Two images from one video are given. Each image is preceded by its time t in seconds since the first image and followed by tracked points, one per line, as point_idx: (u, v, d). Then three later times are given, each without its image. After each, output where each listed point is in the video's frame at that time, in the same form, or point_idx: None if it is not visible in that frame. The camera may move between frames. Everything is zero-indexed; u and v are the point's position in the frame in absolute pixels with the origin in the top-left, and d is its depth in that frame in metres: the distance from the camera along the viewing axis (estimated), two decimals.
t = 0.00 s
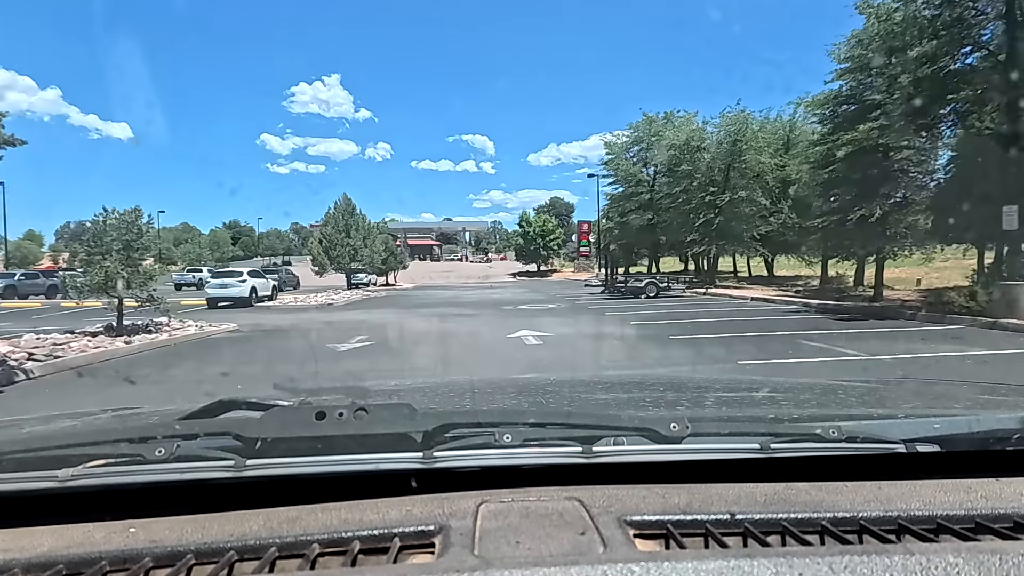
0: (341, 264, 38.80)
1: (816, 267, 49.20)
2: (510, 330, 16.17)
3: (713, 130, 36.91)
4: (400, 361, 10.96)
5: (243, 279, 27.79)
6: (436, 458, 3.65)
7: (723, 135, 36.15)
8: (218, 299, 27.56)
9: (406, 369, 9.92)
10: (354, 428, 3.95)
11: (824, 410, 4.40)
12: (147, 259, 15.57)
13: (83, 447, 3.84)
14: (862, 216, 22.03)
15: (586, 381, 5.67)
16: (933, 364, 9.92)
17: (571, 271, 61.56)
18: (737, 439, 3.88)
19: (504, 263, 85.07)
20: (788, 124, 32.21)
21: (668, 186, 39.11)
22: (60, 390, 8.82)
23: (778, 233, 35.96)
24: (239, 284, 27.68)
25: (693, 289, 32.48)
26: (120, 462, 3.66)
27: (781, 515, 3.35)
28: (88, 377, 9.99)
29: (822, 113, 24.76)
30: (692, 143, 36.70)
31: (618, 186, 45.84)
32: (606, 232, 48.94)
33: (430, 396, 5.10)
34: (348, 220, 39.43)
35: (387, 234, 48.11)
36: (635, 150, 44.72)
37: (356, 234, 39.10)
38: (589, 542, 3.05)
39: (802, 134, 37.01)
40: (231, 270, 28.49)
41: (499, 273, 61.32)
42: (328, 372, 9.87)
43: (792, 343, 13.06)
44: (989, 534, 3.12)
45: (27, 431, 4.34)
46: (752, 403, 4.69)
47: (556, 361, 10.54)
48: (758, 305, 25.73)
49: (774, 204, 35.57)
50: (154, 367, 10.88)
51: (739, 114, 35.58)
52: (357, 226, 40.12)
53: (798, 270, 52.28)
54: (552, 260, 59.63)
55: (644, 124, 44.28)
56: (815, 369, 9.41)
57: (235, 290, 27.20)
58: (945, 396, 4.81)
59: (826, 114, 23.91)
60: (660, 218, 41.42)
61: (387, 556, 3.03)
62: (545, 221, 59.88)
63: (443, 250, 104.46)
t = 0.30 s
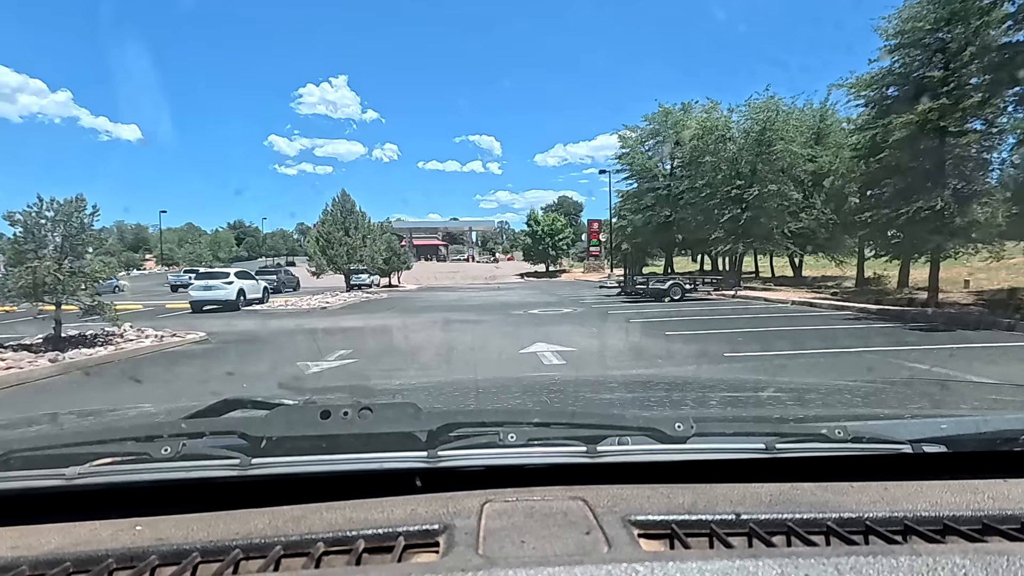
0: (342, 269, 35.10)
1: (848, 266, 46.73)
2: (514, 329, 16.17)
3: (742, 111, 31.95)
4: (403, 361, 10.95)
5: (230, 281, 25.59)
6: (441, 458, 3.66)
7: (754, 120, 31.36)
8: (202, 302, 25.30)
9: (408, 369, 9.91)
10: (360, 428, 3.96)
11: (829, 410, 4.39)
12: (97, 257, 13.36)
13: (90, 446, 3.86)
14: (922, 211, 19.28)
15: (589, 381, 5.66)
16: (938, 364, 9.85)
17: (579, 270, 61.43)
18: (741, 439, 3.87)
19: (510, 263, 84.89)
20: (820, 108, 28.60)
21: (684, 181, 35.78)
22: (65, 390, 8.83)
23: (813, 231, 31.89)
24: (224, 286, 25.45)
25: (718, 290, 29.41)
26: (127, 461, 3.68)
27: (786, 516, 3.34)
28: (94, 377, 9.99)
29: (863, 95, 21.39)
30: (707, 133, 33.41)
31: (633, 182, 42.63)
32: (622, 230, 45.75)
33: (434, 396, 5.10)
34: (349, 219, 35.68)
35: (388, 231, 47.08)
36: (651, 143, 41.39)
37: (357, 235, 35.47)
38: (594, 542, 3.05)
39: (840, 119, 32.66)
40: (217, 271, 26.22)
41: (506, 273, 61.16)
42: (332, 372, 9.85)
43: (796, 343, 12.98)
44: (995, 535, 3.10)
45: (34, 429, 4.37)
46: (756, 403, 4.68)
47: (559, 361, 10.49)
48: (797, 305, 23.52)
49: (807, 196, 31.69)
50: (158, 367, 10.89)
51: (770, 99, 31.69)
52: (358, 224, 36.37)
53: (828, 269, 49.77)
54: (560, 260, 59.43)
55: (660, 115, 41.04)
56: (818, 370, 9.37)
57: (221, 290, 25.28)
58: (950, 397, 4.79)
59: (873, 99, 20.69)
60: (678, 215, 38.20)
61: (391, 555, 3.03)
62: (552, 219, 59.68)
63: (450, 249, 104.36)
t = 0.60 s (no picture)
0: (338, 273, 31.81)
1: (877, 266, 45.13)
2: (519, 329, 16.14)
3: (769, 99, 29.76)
4: (407, 360, 10.94)
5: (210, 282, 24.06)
6: (445, 457, 3.66)
7: (782, 107, 29.04)
8: (180, 305, 23.72)
9: (413, 369, 9.90)
10: (363, 427, 3.96)
11: (836, 409, 4.38)
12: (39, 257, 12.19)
13: (95, 444, 3.88)
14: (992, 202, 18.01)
15: (594, 381, 5.64)
16: (943, 364, 9.80)
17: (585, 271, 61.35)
18: (746, 439, 3.87)
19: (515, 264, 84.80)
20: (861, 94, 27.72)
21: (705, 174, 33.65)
22: (70, 389, 8.85)
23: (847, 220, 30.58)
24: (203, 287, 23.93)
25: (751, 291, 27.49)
26: (131, 459, 3.70)
27: (791, 516, 3.33)
28: (99, 376, 10.00)
29: (917, 72, 20.32)
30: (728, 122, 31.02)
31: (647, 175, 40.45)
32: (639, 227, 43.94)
33: (439, 395, 5.10)
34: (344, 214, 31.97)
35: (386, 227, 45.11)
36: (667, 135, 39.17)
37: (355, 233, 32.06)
38: (597, 541, 3.05)
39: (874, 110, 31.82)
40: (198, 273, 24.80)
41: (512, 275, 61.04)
42: (337, 371, 9.85)
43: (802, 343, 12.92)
44: (1002, 536, 3.09)
45: (38, 428, 4.39)
46: (762, 402, 4.67)
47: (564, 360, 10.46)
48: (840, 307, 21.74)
49: (844, 190, 30.66)
50: (164, 366, 10.91)
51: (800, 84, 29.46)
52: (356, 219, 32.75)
53: (856, 270, 48.12)
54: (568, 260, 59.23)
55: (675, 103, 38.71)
56: (824, 370, 9.31)
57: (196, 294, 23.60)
58: (957, 396, 4.76)
59: (928, 77, 19.88)
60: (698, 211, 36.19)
61: (395, 554, 3.03)
62: (560, 218, 59.44)
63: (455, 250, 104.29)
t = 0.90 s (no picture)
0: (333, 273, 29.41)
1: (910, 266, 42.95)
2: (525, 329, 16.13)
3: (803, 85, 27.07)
4: (409, 360, 10.92)
5: (190, 284, 21.13)
6: (448, 457, 3.66)
7: (815, 92, 26.43)
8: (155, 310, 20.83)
9: (417, 369, 9.84)
10: (367, 427, 3.97)
11: (839, 409, 4.37)
12: None
13: (99, 444, 3.90)
14: None
15: (598, 381, 5.62)
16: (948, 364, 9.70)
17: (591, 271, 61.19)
18: (749, 439, 3.86)
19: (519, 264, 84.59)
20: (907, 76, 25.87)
21: (727, 169, 31.00)
22: (74, 390, 8.86)
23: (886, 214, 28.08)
24: (180, 290, 20.93)
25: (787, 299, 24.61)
26: (136, 459, 3.71)
27: (794, 515, 3.33)
28: (103, 377, 10.00)
29: (982, 44, 18.38)
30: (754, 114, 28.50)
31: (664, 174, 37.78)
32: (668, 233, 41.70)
33: (442, 395, 5.11)
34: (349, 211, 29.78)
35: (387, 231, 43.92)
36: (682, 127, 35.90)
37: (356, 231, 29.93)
38: (601, 541, 3.05)
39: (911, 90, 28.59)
40: (173, 273, 21.60)
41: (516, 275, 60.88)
42: (340, 372, 9.81)
43: (806, 343, 12.81)
44: (1006, 536, 3.08)
45: (43, 429, 4.40)
46: (766, 402, 4.66)
47: (569, 360, 10.41)
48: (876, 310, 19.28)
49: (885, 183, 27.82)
50: (168, 366, 10.92)
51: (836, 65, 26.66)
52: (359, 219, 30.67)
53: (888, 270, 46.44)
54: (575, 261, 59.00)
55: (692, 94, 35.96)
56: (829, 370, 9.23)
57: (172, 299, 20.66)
58: (962, 396, 4.73)
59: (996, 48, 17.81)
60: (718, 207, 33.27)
61: (398, 553, 3.04)
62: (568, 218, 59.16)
63: (460, 250, 104.11)
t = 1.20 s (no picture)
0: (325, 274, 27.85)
1: (936, 263, 41.83)
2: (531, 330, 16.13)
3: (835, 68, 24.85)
4: (414, 362, 10.91)
5: (159, 287, 20.61)
6: (452, 459, 3.67)
7: (853, 74, 23.71)
8: (121, 315, 20.17)
9: (422, 371, 9.82)
10: (371, 428, 3.98)
11: (844, 412, 4.36)
12: None
13: (104, 445, 3.91)
14: None
15: (602, 383, 5.61)
16: (953, 367, 9.65)
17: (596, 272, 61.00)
18: (753, 441, 3.86)
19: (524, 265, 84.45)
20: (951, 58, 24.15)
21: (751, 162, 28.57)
22: (79, 390, 8.88)
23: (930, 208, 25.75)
24: (146, 294, 20.32)
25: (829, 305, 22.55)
26: (141, 460, 3.73)
27: (799, 519, 3.31)
28: (109, 377, 10.00)
29: None
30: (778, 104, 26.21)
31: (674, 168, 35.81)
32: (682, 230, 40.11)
33: (445, 397, 5.11)
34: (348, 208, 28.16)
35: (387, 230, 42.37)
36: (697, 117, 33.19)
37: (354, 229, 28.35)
38: (605, 544, 3.04)
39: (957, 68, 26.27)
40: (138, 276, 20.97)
41: (522, 275, 60.73)
42: (345, 373, 9.81)
43: (810, 346, 12.76)
44: (1012, 540, 3.06)
45: (48, 429, 4.42)
46: (770, 405, 4.65)
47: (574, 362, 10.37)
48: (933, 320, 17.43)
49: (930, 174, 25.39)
50: (173, 367, 10.95)
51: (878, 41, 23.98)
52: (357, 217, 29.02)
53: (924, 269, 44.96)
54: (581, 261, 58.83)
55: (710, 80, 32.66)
56: (833, 372, 9.20)
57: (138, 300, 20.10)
58: (968, 400, 4.70)
59: None
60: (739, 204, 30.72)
61: (402, 555, 3.04)
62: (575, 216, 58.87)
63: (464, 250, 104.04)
